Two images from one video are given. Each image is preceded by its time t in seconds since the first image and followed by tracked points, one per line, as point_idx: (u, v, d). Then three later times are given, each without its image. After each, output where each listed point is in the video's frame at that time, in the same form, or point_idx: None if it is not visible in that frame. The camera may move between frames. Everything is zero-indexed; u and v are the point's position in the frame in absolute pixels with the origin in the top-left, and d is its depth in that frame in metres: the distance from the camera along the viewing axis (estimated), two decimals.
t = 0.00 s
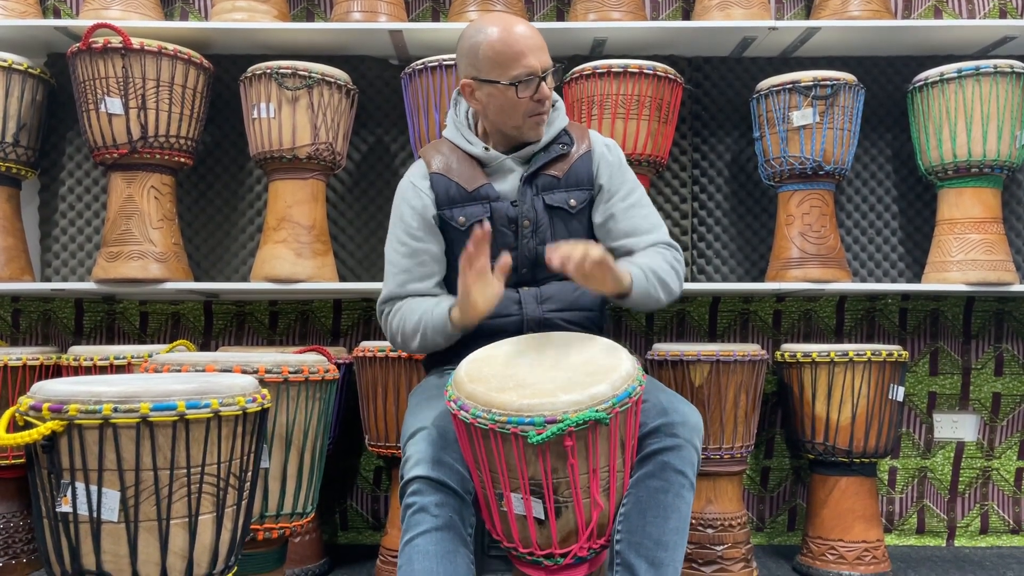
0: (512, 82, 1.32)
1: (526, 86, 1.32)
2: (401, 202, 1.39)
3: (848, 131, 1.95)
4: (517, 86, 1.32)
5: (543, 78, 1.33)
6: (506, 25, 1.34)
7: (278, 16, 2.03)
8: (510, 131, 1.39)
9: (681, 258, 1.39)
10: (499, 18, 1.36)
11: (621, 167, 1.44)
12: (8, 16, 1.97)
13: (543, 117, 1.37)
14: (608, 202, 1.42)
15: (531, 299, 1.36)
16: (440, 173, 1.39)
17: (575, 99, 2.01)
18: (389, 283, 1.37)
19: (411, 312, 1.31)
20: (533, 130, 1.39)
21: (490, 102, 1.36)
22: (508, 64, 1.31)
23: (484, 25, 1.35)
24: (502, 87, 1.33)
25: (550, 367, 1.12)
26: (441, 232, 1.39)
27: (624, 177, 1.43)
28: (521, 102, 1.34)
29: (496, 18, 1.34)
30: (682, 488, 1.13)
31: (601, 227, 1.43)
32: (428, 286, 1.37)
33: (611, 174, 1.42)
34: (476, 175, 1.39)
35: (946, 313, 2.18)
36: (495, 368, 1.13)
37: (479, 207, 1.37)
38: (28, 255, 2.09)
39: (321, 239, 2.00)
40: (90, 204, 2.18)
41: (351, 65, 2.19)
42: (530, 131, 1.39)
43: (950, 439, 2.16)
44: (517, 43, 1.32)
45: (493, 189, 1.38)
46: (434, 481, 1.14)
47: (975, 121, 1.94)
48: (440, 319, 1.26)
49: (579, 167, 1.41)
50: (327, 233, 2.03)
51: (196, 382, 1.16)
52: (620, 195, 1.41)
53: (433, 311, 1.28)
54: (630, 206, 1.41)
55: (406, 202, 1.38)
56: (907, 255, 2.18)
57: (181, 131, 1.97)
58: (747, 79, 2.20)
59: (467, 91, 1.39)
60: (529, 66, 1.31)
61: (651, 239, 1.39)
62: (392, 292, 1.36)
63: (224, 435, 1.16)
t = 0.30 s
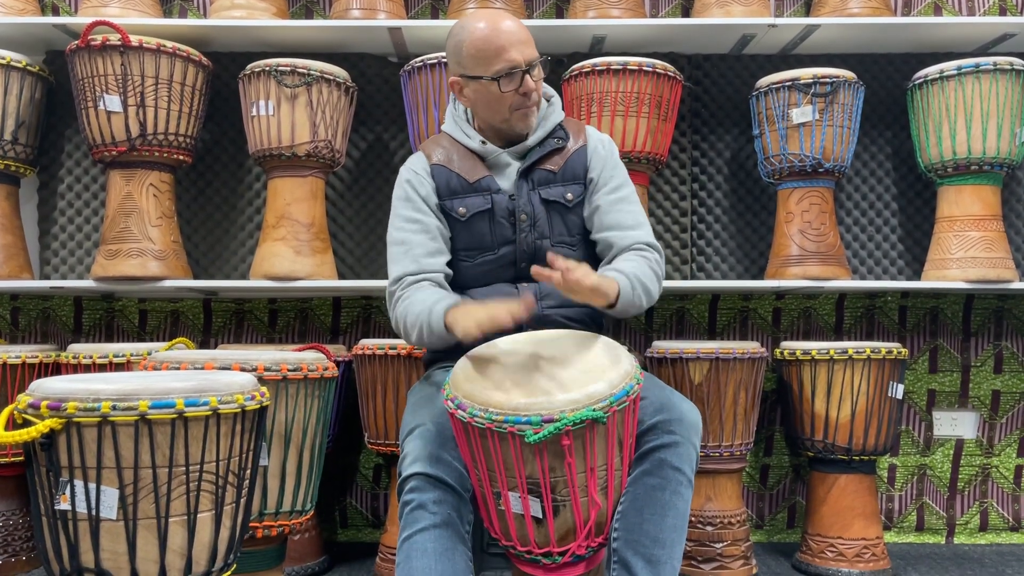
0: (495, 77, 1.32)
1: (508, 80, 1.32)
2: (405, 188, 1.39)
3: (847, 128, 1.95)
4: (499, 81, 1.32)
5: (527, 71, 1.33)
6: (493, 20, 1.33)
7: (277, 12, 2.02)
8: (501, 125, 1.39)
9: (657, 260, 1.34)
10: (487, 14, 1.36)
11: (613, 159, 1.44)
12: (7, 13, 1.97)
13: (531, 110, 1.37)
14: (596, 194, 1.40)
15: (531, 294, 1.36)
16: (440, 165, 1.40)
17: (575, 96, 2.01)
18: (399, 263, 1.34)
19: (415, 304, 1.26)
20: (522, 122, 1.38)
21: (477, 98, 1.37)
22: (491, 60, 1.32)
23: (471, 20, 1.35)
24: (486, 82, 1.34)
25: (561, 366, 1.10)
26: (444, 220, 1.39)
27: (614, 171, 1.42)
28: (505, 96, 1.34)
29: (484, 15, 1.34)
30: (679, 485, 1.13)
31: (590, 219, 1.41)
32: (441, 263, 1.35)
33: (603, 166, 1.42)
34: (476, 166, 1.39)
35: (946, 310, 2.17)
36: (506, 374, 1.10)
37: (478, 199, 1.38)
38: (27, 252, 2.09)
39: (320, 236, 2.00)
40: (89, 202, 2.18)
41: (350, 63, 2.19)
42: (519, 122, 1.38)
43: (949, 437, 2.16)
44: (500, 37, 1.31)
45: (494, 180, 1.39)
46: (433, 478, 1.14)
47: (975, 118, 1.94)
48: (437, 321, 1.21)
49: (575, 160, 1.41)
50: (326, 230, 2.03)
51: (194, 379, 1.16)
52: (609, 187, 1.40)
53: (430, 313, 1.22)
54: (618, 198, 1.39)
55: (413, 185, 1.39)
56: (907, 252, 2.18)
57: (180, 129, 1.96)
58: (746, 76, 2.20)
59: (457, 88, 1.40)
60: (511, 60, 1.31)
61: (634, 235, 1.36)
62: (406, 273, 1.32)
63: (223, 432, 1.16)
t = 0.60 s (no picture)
0: (508, 90, 1.32)
1: (523, 93, 1.32)
2: (400, 197, 1.39)
3: (848, 126, 1.95)
4: (513, 93, 1.32)
5: (540, 83, 1.33)
6: (503, 26, 1.31)
7: (276, 10, 2.02)
8: (507, 132, 1.39)
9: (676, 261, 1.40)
10: (495, 16, 1.33)
11: (619, 163, 1.43)
12: (6, 10, 1.96)
13: (542, 119, 1.37)
14: (608, 201, 1.41)
15: (531, 294, 1.36)
16: (439, 168, 1.39)
17: (575, 94, 2.00)
18: (376, 272, 1.38)
19: (395, 316, 1.30)
20: (531, 130, 1.39)
21: (487, 107, 1.35)
22: (506, 71, 1.30)
23: (479, 24, 1.32)
24: (498, 93, 1.32)
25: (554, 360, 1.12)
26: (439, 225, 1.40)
27: (624, 176, 1.42)
28: (517, 108, 1.34)
29: (493, 19, 1.32)
30: (680, 484, 1.13)
31: (601, 225, 1.42)
32: (416, 284, 1.39)
33: (610, 171, 1.42)
34: (477, 169, 1.39)
35: (946, 308, 2.17)
36: (500, 369, 1.11)
37: (479, 201, 1.37)
38: (27, 251, 2.09)
39: (320, 234, 2.00)
40: (89, 200, 2.18)
41: (350, 60, 2.18)
42: (529, 130, 1.38)
43: (949, 435, 2.15)
44: (514, 46, 1.29)
45: (494, 183, 1.38)
46: (433, 476, 1.14)
47: (975, 116, 1.94)
48: (427, 331, 1.26)
49: (578, 162, 1.40)
50: (326, 228, 2.03)
51: (193, 377, 1.16)
52: (620, 195, 1.41)
53: (418, 323, 1.27)
54: (631, 206, 1.41)
55: (405, 195, 1.39)
56: (907, 250, 2.18)
57: (179, 126, 1.96)
58: (746, 74, 2.19)
59: (463, 93, 1.39)
60: (526, 72, 1.30)
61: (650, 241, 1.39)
62: (381, 283, 1.36)
63: (223, 430, 1.16)
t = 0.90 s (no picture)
0: (478, 91, 1.30)
1: (494, 97, 1.29)
2: (407, 182, 1.38)
3: (848, 125, 1.95)
4: (482, 96, 1.30)
5: (514, 91, 1.29)
6: (493, 24, 1.27)
7: (276, 8, 2.02)
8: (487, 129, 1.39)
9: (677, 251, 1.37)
10: (489, 13, 1.30)
11: (617, 158, 1.44)
12: (6, 9, 1.96)
13: (517, 123, 1.35)
14: (604, 193, 1.41)
15: (530, 290, 1.36)
16: (441, 162, 1.39)
17: (575, 92, 2.00)
18: (397, 256, 1.33)
19: (417, 309, 1.25)
20: (507, 133, 1.38)
21: (467, 100, 1.36)
22: (479, 73, 1.28)
23: (472, 20, 1.29)
24: (471, 92, 1.31)
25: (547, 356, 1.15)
26: (444, 216, 1.39)
27: (620, 167, 1.43)
28: (489, 110, 1.32)
29: (486, 16, 1.28)
30: (680, 483, 1.13)
31: (597, 219, 1.43)
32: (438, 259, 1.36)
33: (609, 166, 1.42)
34: (479, 164, 1.39)
35: (946, 307, 2.17)
36: (494, 348, 1.14)
37: (481, 196, 1.37)
38: (27, 249, 2.09)
39: (320, 233, 2.00)
40: (89, 198, 2.18)
41: (350, 59, 2.18)
42: (505, 134, 1.38)
43: (949, 433, 2.15)
44: (496, 48, 1.25)
45: (496, 178, 1.38)
46: (433, 465, 1.13)
47: (975, 114, 1.94)
48: (447, 336, 1.20)
49: (576, 158, 1.41)
50: (326, 227, 2.03)
51: (194, 376, 1.16)
52: (616, 186, 1.41)
53: (440, 325, 1.22)
54: (627, 198, 1.40)
55: (412, 180, 1.38)
56: (907, 249, 2.18)
57: (178, 125, 1.96)
58: (747, 72, 2.19)
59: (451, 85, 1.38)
60: (497, 78, 1.27)
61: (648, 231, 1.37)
62: (403, 268, 1.31)
63: (223, 430, 1.16)
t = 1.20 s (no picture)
0: (485, 93, 1.31)
1: (500, 97, 1.30)
2: (400, 199, 1.40)
3: (848, 124, 1.95)
4: (489, 97, 1.31)
5: (521, 93, 1.30)
6: (499, 23, 1.28)
7: (276, 7, 2.01)
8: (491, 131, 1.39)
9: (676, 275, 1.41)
10: (494, 14, 1.31)
11: (621, 168, 1.43)
12: (7, 7, 1.96)
13: (522, 126, 1.36)
14: (608, 208, 1.40)
15: (531, 293, 1.36)
16: (438, 168, 1.38)
17: (575, 91, 2.00)
18: (383, 278, 1.39)
19: (409, 327, 1.32)
20: (511, 137, 1.38)
21: (472, 102, 1.36)
22: (485, 73, 1.29)
23: (477, 21, 1.30)
24: (478, 93, 1.32)
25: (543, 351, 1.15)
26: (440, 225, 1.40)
27: (624, 184, 1.42)
28: (495, 111, 1.33)
29: (491, 16, 1.29)
30: (681, 482, 1.13)
31: (600, 231, 1.42)
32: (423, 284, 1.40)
33: (612, 178, 1.42)
34: (475, 170, 1.38)
35: (946, 306, 2.17)
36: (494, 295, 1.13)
37: (478, 203, 1.37)
38: (27, 248, 2.08)
39: (320, 232, 2.00)
40: (89, 197, 2.18)
41: (350, 58, 2.18)
42: (509, 137, 1.38)
43: (950, 433, 2.15)
44: (502, 47, 1.26)
45: (492, 184, 1.38)
46: (435, 466, 1.14)
47: (976, 113, 1.94)
48: (438, 348, 1.26)
49: (580, 163, 1.40)
50: (326, 226, 2.03)
51: (195, 376, 1.15)
52: (620, 202, 1.41)
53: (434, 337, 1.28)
54: (631, 215, 1.41)
55: (406, 196, 1.40)
56: (907, 248, 2.18)
57: (179, 124, 1.96)
58: (747, 71, 2.19)
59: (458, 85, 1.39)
60: (504, 79, 1.28)
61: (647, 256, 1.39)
62: (387, 291, 1.38)
63: (224, 429, 1.16)
